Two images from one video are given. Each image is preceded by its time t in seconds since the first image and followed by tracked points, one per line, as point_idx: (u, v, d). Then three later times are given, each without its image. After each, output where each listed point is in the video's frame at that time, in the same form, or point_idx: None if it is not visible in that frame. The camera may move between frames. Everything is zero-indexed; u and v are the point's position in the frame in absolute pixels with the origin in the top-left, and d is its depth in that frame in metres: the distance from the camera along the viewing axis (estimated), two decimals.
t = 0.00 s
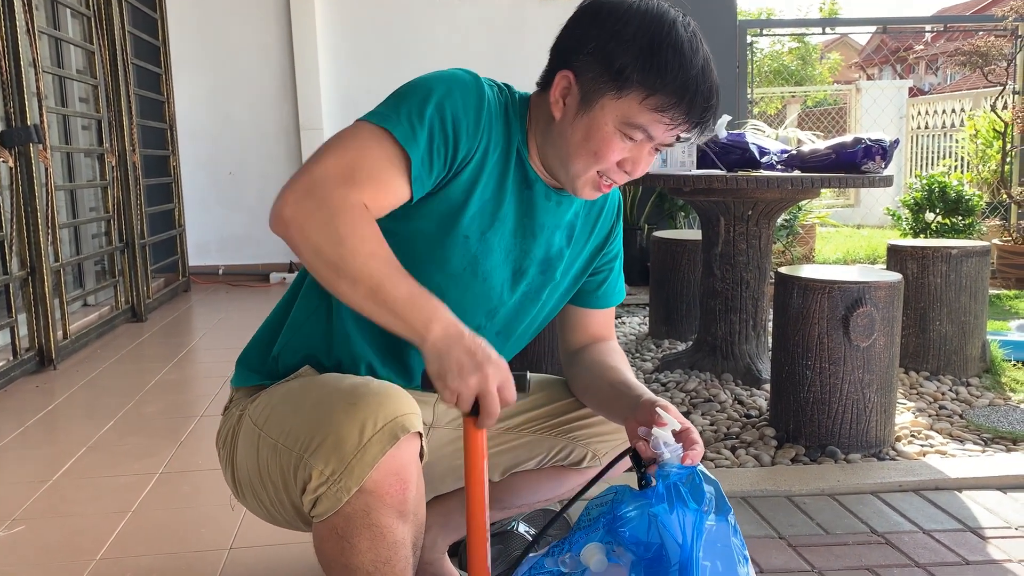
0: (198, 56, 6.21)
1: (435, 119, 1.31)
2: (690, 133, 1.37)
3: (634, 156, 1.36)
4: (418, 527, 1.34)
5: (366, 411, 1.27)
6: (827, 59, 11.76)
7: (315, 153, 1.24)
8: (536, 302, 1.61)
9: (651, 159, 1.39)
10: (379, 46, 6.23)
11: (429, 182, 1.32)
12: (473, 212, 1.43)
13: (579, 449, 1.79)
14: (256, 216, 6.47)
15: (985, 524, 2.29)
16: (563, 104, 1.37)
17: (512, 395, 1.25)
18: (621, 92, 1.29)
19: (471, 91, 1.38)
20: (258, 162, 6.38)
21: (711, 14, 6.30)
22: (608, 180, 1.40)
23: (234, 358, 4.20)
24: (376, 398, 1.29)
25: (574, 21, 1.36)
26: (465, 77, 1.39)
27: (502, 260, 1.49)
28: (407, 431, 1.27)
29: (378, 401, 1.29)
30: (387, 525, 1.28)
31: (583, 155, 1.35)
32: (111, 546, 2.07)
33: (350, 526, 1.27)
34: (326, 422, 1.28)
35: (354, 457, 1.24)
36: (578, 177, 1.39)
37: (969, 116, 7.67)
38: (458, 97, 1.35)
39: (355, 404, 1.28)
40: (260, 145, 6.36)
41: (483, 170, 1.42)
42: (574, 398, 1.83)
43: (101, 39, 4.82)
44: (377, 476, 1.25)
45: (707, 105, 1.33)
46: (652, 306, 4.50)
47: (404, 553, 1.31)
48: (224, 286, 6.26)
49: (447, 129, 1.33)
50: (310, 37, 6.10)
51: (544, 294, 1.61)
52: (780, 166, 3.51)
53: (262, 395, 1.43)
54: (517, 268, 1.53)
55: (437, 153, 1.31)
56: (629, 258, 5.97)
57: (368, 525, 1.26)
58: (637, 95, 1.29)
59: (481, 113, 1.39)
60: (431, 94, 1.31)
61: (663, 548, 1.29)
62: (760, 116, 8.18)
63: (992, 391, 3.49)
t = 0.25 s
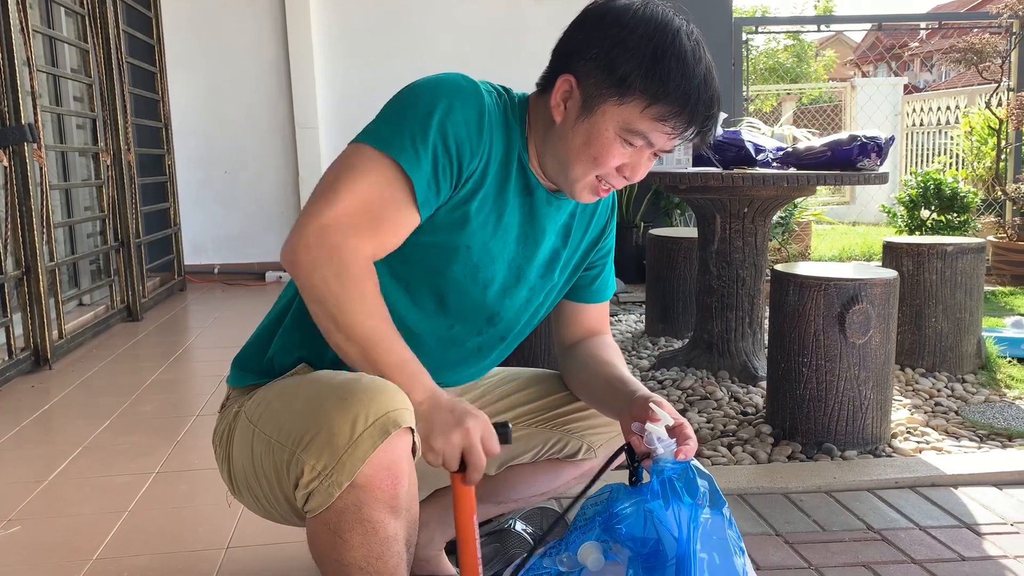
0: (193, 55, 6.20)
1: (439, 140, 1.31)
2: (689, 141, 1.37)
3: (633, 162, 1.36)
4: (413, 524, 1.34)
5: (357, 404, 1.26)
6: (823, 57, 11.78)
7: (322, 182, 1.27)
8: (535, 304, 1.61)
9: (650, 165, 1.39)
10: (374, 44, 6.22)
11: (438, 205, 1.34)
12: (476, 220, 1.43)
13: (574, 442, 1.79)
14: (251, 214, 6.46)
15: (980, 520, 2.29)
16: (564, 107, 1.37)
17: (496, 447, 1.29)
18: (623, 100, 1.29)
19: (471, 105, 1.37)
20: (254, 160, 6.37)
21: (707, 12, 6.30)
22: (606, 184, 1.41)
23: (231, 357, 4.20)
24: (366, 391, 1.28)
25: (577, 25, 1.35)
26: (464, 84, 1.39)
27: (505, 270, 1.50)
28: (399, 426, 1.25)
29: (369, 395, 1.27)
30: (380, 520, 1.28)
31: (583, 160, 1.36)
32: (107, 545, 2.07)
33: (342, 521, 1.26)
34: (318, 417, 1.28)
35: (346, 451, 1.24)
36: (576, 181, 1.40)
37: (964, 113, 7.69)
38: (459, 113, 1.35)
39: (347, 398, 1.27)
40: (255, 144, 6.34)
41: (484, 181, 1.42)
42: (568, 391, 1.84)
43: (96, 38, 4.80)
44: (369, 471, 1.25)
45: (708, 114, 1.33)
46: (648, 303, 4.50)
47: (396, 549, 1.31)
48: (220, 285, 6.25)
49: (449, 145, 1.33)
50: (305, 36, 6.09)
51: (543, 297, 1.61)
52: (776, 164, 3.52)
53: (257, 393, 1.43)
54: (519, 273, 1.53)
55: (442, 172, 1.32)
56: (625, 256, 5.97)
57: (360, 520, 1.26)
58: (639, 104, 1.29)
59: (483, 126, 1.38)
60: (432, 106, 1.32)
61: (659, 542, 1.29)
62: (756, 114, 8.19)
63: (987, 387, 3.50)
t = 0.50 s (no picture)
0: (182, 52, 6.17)
1: (411, 110, 1.30)
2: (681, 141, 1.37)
3: (627, 166, 1.36)
4: (404, 522, 1.34)
5: (350, 403, 1.27)
6: (812, 53, 11.82)
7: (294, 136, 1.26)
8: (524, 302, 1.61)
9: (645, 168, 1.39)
10: (364, 41, 6.20)
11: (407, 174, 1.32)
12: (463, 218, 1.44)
13: (567, 438, 1.79)
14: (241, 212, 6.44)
15: (969, 513, 2.31)
16: (555, 116, 1.36)
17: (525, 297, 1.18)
18: (615, 105, 1.29)
19: (450, 88, 1.37)
20: (244, 158, 6.34)
21: (697, 8, 6.31)
22: (601, 190, 1.40)
23: (221, 355, 4.18)
24: (360, 393, 1.29)
25: (564, 34, 1.35)
26: (452, 82, 1.38)
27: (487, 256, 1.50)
28: (390, 422, 1.28)
29: (362, 395, 1.29)
30: (372, 517, 1.28)
31: (578, 168, 1.36)
32: (98, 545, 2.06)
33: (334, 519, 1.26)
34: (311, 416, 1.28)
35: (338, 448, 1.24)
36: (572, 189, 1.39)
37: (952, 108, 7.72)
38: (437, 96, 1.34)
39: (339, 397, 1.29)
40: (245, 141, 6.32)
41: (466, 168, 1.42)
42: (560, 388, 1.84)
43: (84, 35, 4.77)
44: (361, 467, 1.25)
45: (699, 113, 1.33)
46: (639, 299, 4.51)
47: (389, 545, 1.31)
48: (210, 283, 6.23)
49: (425, 123, 1.32)
50: (294, 32, 6.06)
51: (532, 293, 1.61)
52: (766, 160, 3.52)
53: (249, 394, 1.43)
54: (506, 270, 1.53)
55: (410, 145, 1.31)
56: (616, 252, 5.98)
57: (352, 517, 1.26)
58: (631, 109, 1.28)
59: (463, 113, 1.38)
60: (417, 100, 1.31)
61: (653, 536, 1.30)
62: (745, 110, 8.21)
63: (976, 381, 3.52)
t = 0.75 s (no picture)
0: (166, 47, 6.13)
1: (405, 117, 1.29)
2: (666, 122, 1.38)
3: (614, 148, 1.37)
4: (394, 517, 1.35)
5: (340, 398, 1.27)
6: (796, 47, 11.87)
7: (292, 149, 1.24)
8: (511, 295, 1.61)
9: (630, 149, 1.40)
10: (350, 36, 6.18)
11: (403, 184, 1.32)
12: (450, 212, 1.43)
13: (555, 434, 1.80)
14: (226, 208, 6.40)
15: (953, 504, 2.34)
16: (539, 102, 1.37)
17: (487, 399, 1.24)
18: (598, 87, 1.29)
19: (441, 90, 1.36)
20: (229, 153, 6.31)
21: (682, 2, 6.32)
22: (589, 173, 1.41)
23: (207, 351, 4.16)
24: (350, 387, 1.29)
25: (542, 20, 1.36)
26: (437, 76, 1.38)
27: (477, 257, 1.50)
28: (380, 418, 1.28)
29: (351, 390, 1.29)
30: (363, 512, 1.28)
31: (564, 152, 1.36)
32: (85, 543, 2.05)
33: (326, 515, 1.26)
34: (299, 412, 1.28)
35: (328, 444, 1.24)
36: (558, 174, 1.39)
37: (935, 102, 7.78)
38: (428, 97, 1.33)
39: (328, 392, 1.28)
40: (230, 136, 6.28)
41: (455, 168, 1.41)
42: (548, 383, 1.84)
43: (66, 30, 4.72)
44: (351, 463, 1.25)
45: (683, 93, 1.34)
46: (626, 293, 4.52)
47: (378, 541, 1.31)
48: (195, 279, 6.19)
49: (417, 126, 1.31)
50: (279, 27, 6.03)
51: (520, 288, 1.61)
52: (751, 154, 3.53)
53: (236, 388, 1.42)
54: (492, 265, 1.53)
55: (409, 153, 1.31)
56: (603, 247, 5.99)
57: (343, 513, 1.26)
58: (615, 89, 1.29)
59: (452, 112, 1.37)
60: (401, 93, 1.30)
61: (638, 521, 1.30)
62: (731, 104, 8.24)
63: (960, 372, 3.55)
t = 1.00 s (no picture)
0: (140, 35, 6.05)
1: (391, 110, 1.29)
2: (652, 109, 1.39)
3: (603, 137, 1.38)
4: (372, 505, 1.34)
5: (311, 387, 1.27)
6: (775, 34, 11.91)
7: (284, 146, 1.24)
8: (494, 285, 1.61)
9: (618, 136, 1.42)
10: (328, 23, 6.12)
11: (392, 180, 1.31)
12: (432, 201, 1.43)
13: (536, 416, 1.81)
14: (204, 197, 6.34)
15: (931, 485, 2.37)
16: (527, 93, 1.36)
17: (477, 417, 1.27)
18: (589, 79, 1.29)
19: (426, 82, 1.36)
20: (206, 142, 6.25)
21: None
22: (578, 161, 1.42)
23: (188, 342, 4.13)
24: (321, 377, 1.28)
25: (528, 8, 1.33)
26: (420, 62, 1.37)
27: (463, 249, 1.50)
28: (351, 407, 1.27)
29: (323, 379, 1.28)
30: (338, 501, 1.27)
31: (554, 143, 1.37)
32: (64, 536, 2.03)
33: (298, 505, 1.26)
34: (271, 401, 1.28)
35: (298, 435, 1.24)
36: (548, 164, 1.40)
37: (913, 88, 7.84)
38: (414, 90, 1.33)
39: (300, 382, 1.28)
40: (207, 125, 6.22)
41: (440, 159, 1.41)
42: (528, 365, 1.84)
43: (38, 17, 4.65)
44: (324, 453, 1.25)
45: (671, 82, 1.35)
46: (607, 281, 4.53)
47: (355, 529, 1.30)
48: (173, 270, 6.14)
49: (403, 120, 1.30)
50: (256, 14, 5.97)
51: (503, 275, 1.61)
52: (731, 140, 3.55)
53: (211, 377, 1.42)
54: (474, 255, 1.52)
55: (397, 148, 1.30)
56: (584, 234, 6.00)
57: (317, 502, 1.26)
58: (606, 81, 1.30)
59: (438, 104, 1.37)
60: (386, 85, 1.30)
61: (625, 504, 1.31)
62: (710, 91, 8.26)
63: (937, 356, 3.60)
